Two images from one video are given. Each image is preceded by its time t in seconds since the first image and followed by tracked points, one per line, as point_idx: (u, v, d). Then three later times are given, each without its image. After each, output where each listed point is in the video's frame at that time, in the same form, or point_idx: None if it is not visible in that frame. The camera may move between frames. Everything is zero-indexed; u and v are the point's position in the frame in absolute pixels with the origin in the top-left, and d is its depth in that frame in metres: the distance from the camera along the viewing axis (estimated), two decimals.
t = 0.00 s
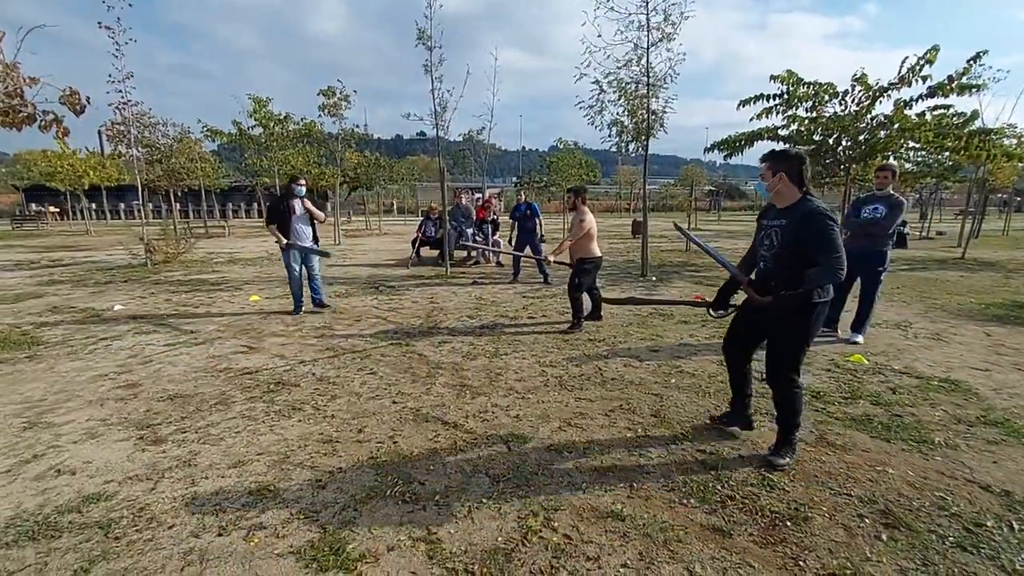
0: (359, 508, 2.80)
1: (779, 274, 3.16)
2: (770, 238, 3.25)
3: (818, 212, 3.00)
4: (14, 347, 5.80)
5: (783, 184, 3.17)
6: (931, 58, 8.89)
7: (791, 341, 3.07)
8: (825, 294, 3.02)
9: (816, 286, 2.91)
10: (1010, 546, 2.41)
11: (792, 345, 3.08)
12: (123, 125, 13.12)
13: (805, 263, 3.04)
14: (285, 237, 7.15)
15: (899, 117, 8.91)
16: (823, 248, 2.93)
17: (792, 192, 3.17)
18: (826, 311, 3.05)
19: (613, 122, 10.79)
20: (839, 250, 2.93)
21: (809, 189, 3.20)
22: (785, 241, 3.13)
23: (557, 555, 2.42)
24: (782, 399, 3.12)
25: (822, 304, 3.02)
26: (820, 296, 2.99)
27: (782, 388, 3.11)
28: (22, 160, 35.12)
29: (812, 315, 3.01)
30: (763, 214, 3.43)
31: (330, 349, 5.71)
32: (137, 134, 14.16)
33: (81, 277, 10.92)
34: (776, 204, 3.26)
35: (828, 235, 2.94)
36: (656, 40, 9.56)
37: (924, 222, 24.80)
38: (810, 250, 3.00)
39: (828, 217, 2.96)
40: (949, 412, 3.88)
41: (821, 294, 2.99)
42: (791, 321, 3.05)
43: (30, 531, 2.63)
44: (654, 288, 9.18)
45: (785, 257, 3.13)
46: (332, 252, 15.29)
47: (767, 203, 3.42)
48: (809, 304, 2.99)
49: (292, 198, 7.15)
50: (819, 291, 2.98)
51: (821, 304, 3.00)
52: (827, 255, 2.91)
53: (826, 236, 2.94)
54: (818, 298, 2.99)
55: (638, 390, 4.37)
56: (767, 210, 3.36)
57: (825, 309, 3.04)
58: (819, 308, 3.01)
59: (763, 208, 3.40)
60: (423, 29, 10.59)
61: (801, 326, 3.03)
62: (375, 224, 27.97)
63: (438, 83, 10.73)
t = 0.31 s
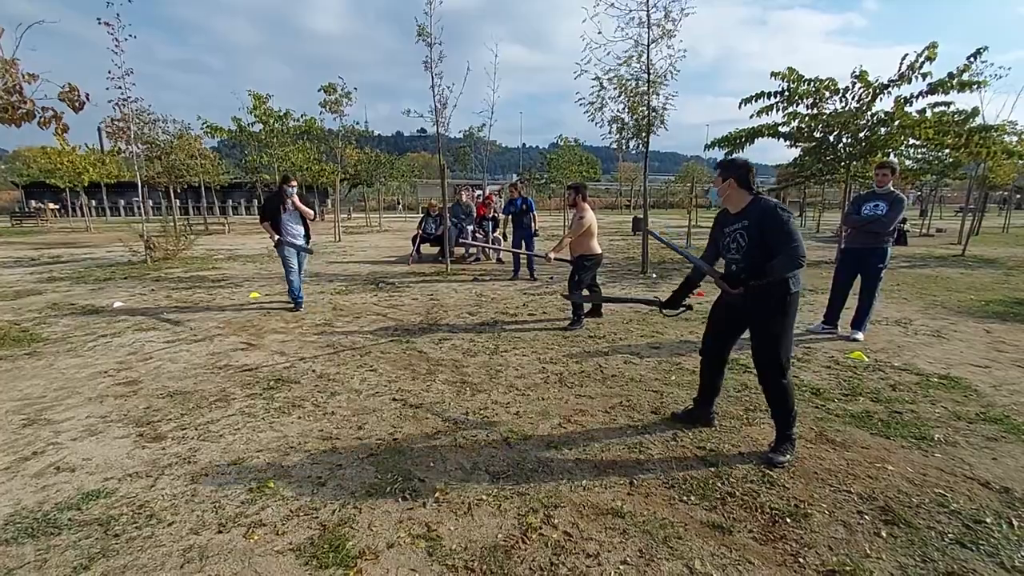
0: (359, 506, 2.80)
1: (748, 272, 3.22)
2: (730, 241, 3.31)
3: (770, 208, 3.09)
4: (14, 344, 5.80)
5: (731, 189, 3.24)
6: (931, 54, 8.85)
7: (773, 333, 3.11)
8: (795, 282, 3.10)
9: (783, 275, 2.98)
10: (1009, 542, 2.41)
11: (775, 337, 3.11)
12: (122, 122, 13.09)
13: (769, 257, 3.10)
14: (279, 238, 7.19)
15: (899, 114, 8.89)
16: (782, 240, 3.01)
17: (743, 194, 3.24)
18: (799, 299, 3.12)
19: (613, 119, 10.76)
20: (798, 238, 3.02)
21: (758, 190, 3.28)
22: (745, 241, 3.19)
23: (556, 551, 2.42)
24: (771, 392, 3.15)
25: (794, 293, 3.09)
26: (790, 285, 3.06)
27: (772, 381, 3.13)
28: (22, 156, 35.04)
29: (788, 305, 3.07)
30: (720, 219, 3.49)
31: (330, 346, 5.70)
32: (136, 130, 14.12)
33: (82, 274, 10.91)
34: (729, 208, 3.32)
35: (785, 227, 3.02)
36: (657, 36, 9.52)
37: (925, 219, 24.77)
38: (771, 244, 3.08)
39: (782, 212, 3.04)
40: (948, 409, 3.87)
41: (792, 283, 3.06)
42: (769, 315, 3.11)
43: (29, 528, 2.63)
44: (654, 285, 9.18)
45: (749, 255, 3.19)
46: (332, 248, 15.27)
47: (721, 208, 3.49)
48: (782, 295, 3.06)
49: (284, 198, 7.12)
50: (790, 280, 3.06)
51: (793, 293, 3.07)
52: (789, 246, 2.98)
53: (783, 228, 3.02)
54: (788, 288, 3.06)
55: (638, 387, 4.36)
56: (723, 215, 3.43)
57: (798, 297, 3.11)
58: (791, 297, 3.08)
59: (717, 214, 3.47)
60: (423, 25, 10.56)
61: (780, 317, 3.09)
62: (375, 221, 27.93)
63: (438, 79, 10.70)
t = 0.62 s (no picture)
0: (356, 504, 2.79)
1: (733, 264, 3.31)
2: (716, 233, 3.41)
3: (754, 201, 3.19)
4: (12, 341, 5.78)
5: (718, 182, 3.33)
6: (930, 52, 8.84)
7: (759, 326, 3.21)
8: (779, 276, 3.19)
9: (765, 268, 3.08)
10: (1008, 541, 2.41)
11: (762, 329, 3.21)
12: (120, 119, 13.06)
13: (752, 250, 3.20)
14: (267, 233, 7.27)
15: (898, 112, 8.89)
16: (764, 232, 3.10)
17: (729, 187, 3.32)
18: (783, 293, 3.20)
19: (612, 116, 10.75)
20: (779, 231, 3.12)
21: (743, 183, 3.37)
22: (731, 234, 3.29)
23: (555, 549, 2.42)
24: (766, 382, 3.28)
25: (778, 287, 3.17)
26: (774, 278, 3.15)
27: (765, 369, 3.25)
28: (19, 154, 34.94)
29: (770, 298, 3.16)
30: (706, 212, 3.58)
31: (328, 343, 5.69)
32: (134, 127, 14.07)
33: (80, 272, 10.88)
34: (715, 200, 3.41)
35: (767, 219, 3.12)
36: (655, 33, 9.50)
37: (923, 217, 24.77)
38: (754, 236, 3.17)
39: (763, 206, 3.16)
40: (946, 407, 3.88)
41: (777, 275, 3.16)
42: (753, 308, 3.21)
43: (27, 525, 2.62)
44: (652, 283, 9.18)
45: (733, 247, 3.28)
46: (330, 246, 15.24)
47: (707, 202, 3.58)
48: (764, 288, 3.15)
49: (275, 194, 7.17)
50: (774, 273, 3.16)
51: (776, 286, 3.15)
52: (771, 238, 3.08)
53: (766, 221, 3.12)
54: (771, 281, 3.15)
55: (636, 385, 4.36)
56: (709, 208, 3.52)
57: (782, 291, 3.19)
58: (774, 290, 3.16)
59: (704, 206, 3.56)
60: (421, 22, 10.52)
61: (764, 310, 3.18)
62: (373, 219, 27.90)
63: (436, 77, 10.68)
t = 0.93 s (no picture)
0: (356, 504, 2.79)
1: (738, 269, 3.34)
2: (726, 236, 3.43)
3: (767, 209, 3.22)
4: (13, 341, 5.79)
5: (733, 186, 3.34)
6: (931, 51, 8.84)
7: (756, 331, 3.25)
8: (780, 285, 3.23)
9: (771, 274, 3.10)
10: (1008, 541, 2.41)
11: (760, 333, 3.24)
12: (121, 119, 13.07)
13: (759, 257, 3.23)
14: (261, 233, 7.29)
15: (898, 111, 8.88)
16: (774, 239, 3.13)
17: (743, 193, 3.34)
18: (782, 302, 3.24)
19: (612, 116, 10.74)
20: (789, 241, 3.15)
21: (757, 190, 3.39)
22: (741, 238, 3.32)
23: (554, 549, 2.42)
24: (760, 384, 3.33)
25: (778, 296, 3.21)
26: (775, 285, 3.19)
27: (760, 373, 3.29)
28: (20, 154, 34.98)
29: (771, 305, 3.20)
30: (716, 215, 3.60)
31: (328, 344, 5.69)
32: (134, 127, 14.07)
33: (81, 272, 10.89)
34: (728, 204, 3.42)
35: (779, 228, 3.15)
36: (656, 33, 9.50)
37: (924, 217, 24.73)
38: (763, 242, 3.20)
39: (775, 215, 3.18)
40: (947, 407, 3.87)
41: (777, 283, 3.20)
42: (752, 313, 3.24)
43: (27, 525, 2.63)
44: (653, 282, 9.17)
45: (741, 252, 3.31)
46: (331, 246, 15.25)
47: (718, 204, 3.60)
48: (766, 295, 3.19)
49: (264, 193, 7.19)
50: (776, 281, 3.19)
51: (776, 294, 3.20)
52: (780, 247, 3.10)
53: (776, 230, 3.15)
54: (773, 289, 3.19)
55: (636, 385, 4.36)
56: (721, 211, 3.54)
57: (782, 300, 3.23)
58: (774, 298, 3.21)
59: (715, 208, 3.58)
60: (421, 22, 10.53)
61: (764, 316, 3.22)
62: (373, 219, 27.90)
63: (437, 76, 10.68)
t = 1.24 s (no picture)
0: (356, 502, 2.78)
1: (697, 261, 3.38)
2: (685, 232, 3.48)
3: (721, 201, 3.28)
4: (13, 340, 5.78)
5: (689, 181, 3.42)
6: (930, 49, 8.82)
7: (722, 321, 3.26)
8: (740, 275, 3.25)
9: (725, 261, 3.14)
10: (1010, 541, 2.40)
11: (728, 324, 3.25)
12: (120, 118, 13.05)
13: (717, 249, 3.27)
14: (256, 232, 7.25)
15: (899, 109, 8.86)
16: (726, 228, 3.19)
17: (699, 188, 3.40)
18: (745, 291, 3.26)
19: (611, 114, 10.71)
20: (743, 230, 3.19)
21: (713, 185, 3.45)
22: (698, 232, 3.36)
23: (554, 548, 2.41)
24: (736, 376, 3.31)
25: (740, 285, 3.23)
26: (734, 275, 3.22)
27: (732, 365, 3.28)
28: (20, 153, 34.94)
29: (732, 294, 3.21)
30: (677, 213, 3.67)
31: (327, 342, 5.67)
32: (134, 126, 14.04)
33: (80, 270, 10.87)
34: (687, 200, 3.49)
35: (731, 217, 3.21)
36: (655, 31, 9.47)
37: (924, 215, 24.70)
38: (719, 234, 3.25)
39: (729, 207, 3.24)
40: (948, 406, 3.86)
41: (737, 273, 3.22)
42: (716, 302, 3.26)
43: (27, 523, 2.61)
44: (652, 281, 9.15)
45: (697, 244, 3.35)
46: (330, 244, 15.21)
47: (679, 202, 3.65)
48: (726, 283, 3.21)
49: (255, 193, 7.15)
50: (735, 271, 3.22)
51: (738, 285, 3.22)
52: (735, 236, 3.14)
53: (728, 219, 3.21)
54: (734, 277, 3.20)
55: (635, 384, 4.35)
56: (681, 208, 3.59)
57: (744, 289, 3.25)
58: (737, 288, 3.23)
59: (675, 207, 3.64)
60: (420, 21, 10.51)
61: (726, 304, 3.23)
62: (372, 217, 27.88)
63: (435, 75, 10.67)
